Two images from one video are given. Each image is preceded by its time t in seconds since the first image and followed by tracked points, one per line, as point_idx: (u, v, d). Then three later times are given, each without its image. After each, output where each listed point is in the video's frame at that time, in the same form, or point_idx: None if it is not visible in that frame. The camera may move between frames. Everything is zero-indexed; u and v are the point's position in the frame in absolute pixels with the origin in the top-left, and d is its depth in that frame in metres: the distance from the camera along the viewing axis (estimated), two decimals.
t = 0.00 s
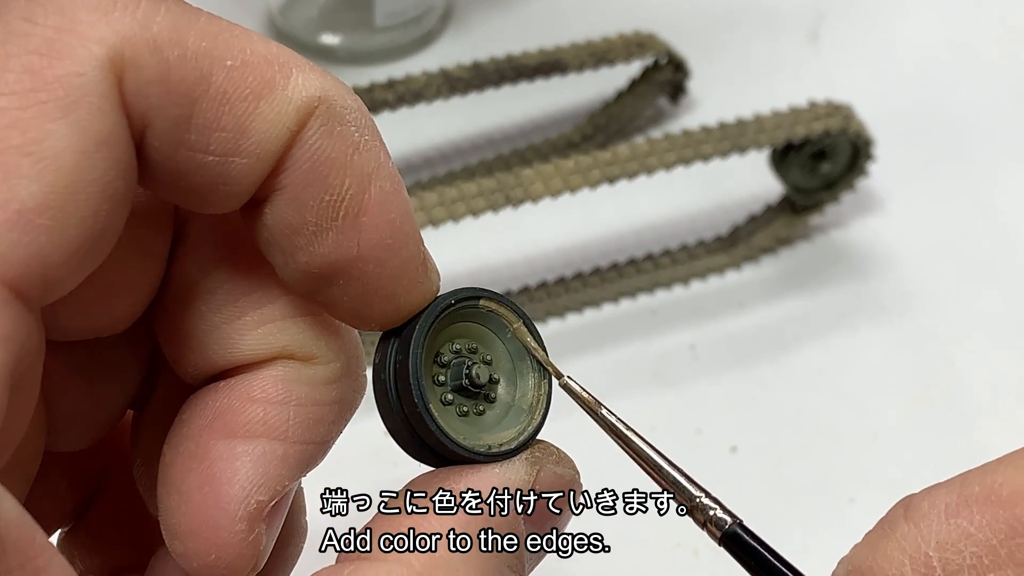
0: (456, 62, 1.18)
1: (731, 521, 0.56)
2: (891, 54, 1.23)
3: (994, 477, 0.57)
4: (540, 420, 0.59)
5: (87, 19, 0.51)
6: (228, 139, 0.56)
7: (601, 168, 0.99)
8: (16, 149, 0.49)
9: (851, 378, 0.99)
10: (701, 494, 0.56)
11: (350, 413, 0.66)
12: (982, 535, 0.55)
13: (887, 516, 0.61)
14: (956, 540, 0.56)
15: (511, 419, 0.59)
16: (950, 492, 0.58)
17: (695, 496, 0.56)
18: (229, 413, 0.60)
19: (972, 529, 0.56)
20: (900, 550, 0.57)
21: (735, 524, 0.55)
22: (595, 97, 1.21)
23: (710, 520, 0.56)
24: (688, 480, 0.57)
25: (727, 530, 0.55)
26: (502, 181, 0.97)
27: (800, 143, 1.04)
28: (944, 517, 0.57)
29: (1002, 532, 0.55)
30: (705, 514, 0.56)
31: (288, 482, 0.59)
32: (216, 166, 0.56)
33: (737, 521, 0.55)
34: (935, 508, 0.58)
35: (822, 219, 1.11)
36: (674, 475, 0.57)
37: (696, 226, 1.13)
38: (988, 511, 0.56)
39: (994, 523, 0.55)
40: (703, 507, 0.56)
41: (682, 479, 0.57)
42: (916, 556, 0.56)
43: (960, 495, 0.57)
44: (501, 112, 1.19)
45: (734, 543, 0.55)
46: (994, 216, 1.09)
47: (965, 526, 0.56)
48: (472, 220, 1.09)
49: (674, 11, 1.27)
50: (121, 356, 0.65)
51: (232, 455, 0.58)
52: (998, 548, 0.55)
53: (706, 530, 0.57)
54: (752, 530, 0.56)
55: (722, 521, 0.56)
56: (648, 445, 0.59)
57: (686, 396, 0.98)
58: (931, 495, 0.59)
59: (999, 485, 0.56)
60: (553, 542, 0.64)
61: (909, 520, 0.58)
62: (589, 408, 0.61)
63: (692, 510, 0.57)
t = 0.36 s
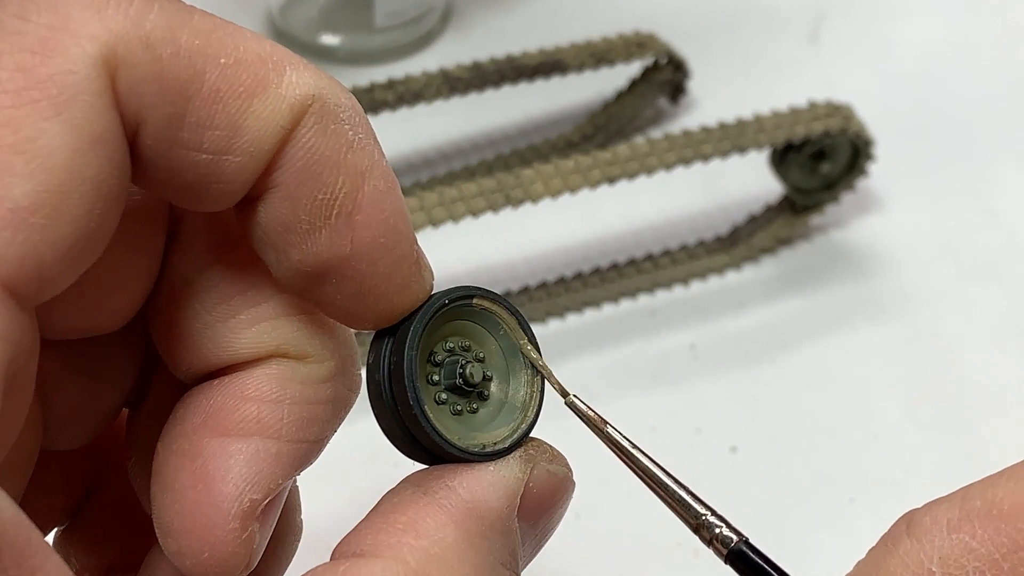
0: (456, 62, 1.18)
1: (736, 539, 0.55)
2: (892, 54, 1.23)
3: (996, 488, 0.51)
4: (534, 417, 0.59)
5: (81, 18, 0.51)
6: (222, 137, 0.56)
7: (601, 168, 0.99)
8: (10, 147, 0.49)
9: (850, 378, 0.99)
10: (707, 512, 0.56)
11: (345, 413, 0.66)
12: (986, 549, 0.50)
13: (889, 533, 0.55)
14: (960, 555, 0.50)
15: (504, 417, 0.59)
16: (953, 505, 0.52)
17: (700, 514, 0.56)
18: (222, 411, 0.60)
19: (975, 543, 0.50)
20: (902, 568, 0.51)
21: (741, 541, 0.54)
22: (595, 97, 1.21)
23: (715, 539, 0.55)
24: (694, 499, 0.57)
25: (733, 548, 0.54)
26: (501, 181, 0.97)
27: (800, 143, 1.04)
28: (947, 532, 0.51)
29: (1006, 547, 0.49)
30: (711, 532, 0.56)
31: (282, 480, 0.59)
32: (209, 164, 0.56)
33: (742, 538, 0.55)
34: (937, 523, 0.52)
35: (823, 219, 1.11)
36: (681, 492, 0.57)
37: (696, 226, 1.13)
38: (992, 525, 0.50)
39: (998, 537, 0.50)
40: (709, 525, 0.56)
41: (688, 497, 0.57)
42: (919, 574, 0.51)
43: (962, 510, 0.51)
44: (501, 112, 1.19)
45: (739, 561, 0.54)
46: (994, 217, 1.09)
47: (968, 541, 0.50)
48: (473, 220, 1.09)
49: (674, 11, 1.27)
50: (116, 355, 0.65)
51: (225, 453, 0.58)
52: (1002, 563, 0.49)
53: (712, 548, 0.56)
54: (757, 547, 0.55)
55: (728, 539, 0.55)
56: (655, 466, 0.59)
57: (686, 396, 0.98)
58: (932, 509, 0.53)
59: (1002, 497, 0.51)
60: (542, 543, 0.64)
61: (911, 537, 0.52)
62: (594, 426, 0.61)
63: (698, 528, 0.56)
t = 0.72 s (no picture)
0: (456, 62, 1.18)
1: (744, 557, 0.54)
2: (892, 54, 1.23)
3: (1002, 505, 0.51)
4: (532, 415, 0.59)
5: (80, 17, 0.52)
6: (220, 136, 0.56)
7: (601, 167, 0.99)
8: (8, 147, 0.49)
9: (850, 378, 0.99)
10: (714, 529, 0.56)
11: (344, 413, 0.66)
12: (993, 566, 0.50)
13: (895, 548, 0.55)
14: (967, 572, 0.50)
15: (503, 415, 0.59)
16: (959, 521, 0.52)
17: (707, 532, 0.56)
18: (221, 410, 0.60)
19: (983, 560, 0.50)
20: None
21: (749, 560, 0.53)
22: (595, 97, 1.21)
23: (723, 557, 0.55)
24: (701, 516, 0.57)
25: (741, 565, 0.54)
26: (501, 181, 0.97)
27: (800, 143, 1.04)
28: (954, 548, 0.51)
29: (1015, 563, 0.49)
30: (718, 550, 0.55)
31: (281, 479, 0.59)
32: (208, 163, 0.56)
33: (751, 557, 0.54)
34: (944, 540, 0.51)
35: (823, 219, 1.11)
36: (688, 509, 0.57)
37: (696, 226, 1.13)
38: (999, 541, 0.50)
39: (1006, 553, 0.50)
40: (716, 543, 0.55)
41: (696, 513, 0.56)
42: None
43: (969, 526, 0.51)
44: (501, 112, 1.19)
45: None
46: (994, 217, 1.09)
47: (977, 557, 0.50)
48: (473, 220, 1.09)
49: (674, 11, 1.27)
50: (114, 354, 0.65)
51: (225, 452, 0.58)
52: None
53: (719, 567, 0.55)
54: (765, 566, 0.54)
55: (736, 557, 0.54)
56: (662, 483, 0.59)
57: (686, 396, 0.98)
58: (940, 525, 0.53)
59: (1008, 513, 0.50)
60: (540, 541, 0.64)
61: (917, 553, 0.52)
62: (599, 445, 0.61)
63: (704, 545, 0.56)
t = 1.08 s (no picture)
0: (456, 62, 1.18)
1: (756, 521, 0.55)
2: (891, 54, 1.23)
3: None
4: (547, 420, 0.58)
5: (92, 21, 0.52)
6: (235, 138, 0.56)
7: (601, 168, 0.99)
8: (21, 149, 0.49)
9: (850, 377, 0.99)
10: (726, 493, 0.56)
11: (353, 419, 0.66)
12: (1016, 539, 0.51)
13: (914, 522, 0.57)
14: (988, 544, 0.52)
15: (517, 421, 0.59)
16: (980, 496, 0.54)
17: (719, 495, 0.56)
18: (231, 416, 0.60)
19: (1005, 532, 0.52)
20: (930, 554, 0.53)
21: (762, 524, 0.54)
22: (595, 97, 1.21)
23: (734, 520, 0.55)
24: (713, 478, 0.57)
25: (754, 530, 0.54)
26: (502, 181, 0.97)
27: (799, 143, 1.05)
28: (976, 520, 0.53)
29: None
30: (729, 513, 0.55)
31: (290, 485, 0.59)
32: (223, 165, 0.56)
33: (764, 520, 0.54)
34: (966, 512, 0.53)
35: (823, 219, 1.11)
36: (701, 472, 0.56)
37: (696, 226, 1.13)
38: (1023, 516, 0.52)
39: None
40: (728, 506, 0.55)
41: (709, 476, 0.56)
42: (947, 560, 0.52)
43: (991, 498, 0.53)
44: (501, 112, 1.19)
45: (760, 543, 0.54)
46: (994, 217, 1.10)
47: (997, 529, 0.52)
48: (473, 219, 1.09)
49: (674, 11, 1.27)
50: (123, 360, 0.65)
51: (234, 458, 0.58)
52: None
53: (730, 530, 0.55)
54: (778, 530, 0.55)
55: (749, 521, 0.55)
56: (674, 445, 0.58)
57: (687, 396, 0.98)
58: (961, 499, 0.55)
59: None
60: (558, 549, 0.63)
61: (939, 524, 0.54)
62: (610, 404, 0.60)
63: (716, 508, 0.56)
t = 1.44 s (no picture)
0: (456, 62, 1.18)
1: (750, 507, 0.54)
2: (892, 55, 1.23)
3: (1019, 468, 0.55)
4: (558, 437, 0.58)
5: (108, 32, 0.52)
6: (252, 149, 0.56)
7: (601, 168, 0.99)
8: (37, 158, 0.49)
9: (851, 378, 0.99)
10: (719, 478, 0.54)
11: (361, 429, 0.65)
12: (1011, 527, 0.53)
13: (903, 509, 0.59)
14: (982, 532, 0.54)
15: (527, 437, 0.58)
16: (974, 483, 0.56)
17: (712, 481, 0.54)
18: (237, 425, 0.59)
19: (1000, 522, 0.54)
20: (924, 543, 0.55)
21: (754, 510, 0.53)
22: (595, 97, 1.21)
23: (727, 506, 0.54)
24: (706, 463, 0.55)
25: (746, 517, 0.53)
26: (501, 181, 0.96)
27: (800, 143, 1.05)
28: (971, 509, 0.55)
29: None
30: (722, 500, 0.54)
31: (296, 495, 0.59)
32: (240, 176, 0.57)
33: (756, 507, 0.53)
34: (960, 500, 0.55)
35: (823, 219, 1.11)
36: (692, 457, 0.55)
37: (696, 226, 1.13)
38: (1016, 504, 0.54)
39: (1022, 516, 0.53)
40: (721, 493, 0.54)
41: (701, 462, 0.54)
42: (943, 549, 0.54)
43: (986, 487, 0.55)
44: (501, 112, 1.19)
45: (752, 530, 0.53)
46: (994, 217, 1.10)
47: (993, 519, 0.54)
48: (472, 220, 1.09)
49: (674, 11, 1.27)
50: (131, 369, 0.65)
51: (241, 467, 0.58)
52: None
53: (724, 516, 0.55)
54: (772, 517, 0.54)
55: (741, 508, 0.54)
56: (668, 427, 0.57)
57: (688, 396, 0.98)
58: (954, 486, 0.57)
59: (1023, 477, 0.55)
60: (569, 566, 0.62)
61: (932, 512, 0.56)
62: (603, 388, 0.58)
63: (709, 495, 0.54)
